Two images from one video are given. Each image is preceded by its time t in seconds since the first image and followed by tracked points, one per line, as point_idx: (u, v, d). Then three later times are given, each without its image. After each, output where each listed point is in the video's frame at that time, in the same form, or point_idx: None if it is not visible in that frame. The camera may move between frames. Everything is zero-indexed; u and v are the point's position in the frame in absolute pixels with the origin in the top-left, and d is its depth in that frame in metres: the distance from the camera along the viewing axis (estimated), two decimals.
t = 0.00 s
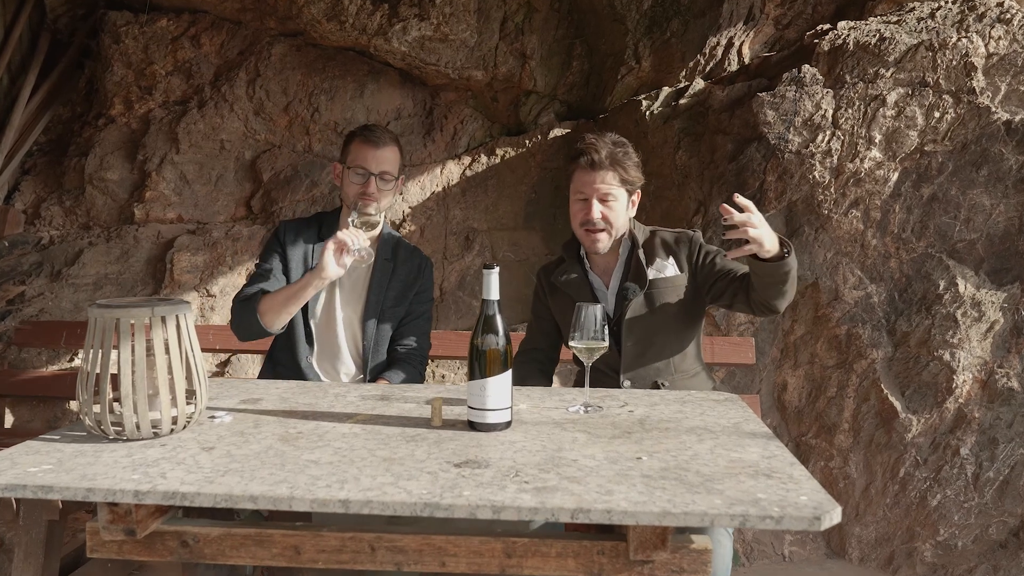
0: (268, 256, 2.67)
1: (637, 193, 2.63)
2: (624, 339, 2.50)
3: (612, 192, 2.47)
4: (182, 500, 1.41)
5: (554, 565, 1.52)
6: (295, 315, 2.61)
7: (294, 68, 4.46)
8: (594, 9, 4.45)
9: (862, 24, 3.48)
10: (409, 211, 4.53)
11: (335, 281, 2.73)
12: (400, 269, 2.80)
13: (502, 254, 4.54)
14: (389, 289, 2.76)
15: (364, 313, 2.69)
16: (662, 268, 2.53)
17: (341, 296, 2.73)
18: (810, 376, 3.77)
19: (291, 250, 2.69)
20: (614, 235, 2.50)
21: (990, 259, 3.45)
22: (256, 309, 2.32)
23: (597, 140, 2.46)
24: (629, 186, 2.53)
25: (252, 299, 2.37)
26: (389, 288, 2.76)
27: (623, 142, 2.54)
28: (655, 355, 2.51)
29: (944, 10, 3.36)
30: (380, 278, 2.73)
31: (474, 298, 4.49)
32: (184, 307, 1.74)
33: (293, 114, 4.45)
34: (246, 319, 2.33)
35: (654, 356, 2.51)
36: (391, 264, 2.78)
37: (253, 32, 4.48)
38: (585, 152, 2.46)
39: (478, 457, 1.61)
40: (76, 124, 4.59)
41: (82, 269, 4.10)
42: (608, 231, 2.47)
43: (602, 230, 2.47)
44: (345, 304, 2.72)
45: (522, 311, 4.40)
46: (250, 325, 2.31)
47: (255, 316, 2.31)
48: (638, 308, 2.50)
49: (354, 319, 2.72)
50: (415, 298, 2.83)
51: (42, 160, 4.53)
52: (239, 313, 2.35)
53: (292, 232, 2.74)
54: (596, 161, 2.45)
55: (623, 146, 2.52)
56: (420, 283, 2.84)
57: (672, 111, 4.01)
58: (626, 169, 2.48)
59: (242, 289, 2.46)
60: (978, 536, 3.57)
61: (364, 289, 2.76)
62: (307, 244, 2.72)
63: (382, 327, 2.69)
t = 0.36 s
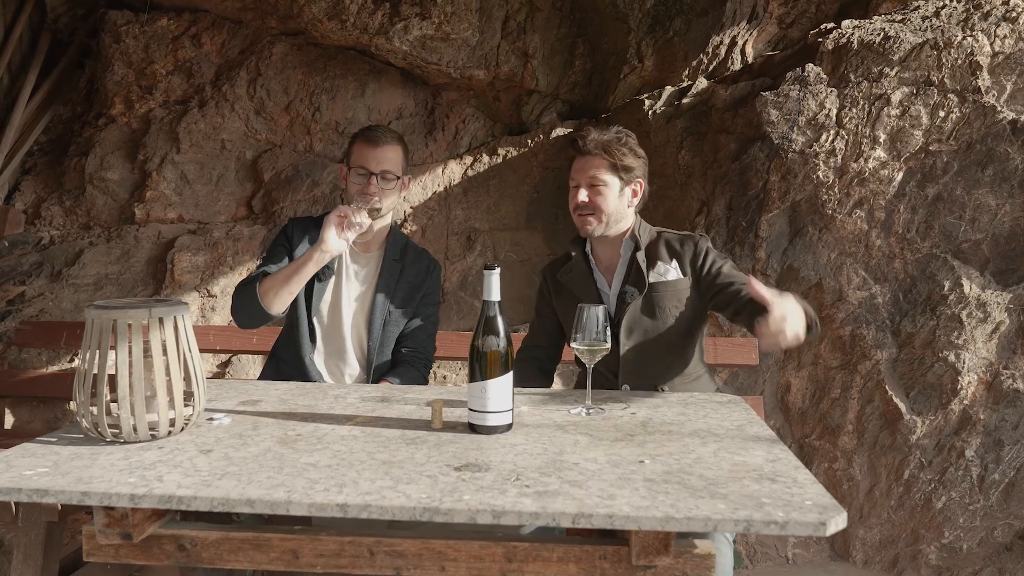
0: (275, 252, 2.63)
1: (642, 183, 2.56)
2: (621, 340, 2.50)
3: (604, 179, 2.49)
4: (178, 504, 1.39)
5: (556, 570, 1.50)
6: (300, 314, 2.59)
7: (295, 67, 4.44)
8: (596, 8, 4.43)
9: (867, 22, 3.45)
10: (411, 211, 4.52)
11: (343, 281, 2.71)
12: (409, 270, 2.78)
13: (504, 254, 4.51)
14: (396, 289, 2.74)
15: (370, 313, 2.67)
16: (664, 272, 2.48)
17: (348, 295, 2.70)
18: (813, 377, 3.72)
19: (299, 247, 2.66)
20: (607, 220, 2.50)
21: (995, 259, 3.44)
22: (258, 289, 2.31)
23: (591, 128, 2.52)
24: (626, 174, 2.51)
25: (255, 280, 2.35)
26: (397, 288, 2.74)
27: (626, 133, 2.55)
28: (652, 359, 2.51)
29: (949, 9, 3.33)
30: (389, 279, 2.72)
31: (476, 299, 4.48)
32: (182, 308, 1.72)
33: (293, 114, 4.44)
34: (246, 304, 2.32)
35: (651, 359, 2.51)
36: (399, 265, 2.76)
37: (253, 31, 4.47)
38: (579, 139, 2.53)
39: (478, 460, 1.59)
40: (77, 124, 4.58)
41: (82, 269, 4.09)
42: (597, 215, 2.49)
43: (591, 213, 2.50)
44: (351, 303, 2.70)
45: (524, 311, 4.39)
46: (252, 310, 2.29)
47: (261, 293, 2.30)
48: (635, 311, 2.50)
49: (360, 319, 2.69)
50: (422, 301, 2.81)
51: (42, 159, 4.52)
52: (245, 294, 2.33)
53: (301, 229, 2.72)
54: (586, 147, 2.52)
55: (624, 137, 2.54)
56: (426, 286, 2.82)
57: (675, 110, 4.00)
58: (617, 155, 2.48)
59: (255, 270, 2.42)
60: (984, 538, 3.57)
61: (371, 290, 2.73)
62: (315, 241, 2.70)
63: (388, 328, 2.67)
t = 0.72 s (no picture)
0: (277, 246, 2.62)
1: (658, 179, 2.61)
2: (633, 340, 2.47)
3: (618, 170, 2.55)
4: (177, 503, 1.38)
5: (558, 570, 1.48)
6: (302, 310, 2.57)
7: (296, 65, 4.43)
8: (599, 6, 4.42)
9: (871, 20, 3.43)
10: (413, 209, 4.49)
11: (346, 278, 2.70)
12: (413, 269, 2.75)
13: (506, 253, 4.51)
14: (400, 288, 2.72)
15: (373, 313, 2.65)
16: (683, 273, 2.50)
17: (351, 292, 2.69)
18: (817, 377, 3.70)
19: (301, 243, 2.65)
20: (618, 210, 2.54)
21: (1001, 258, 3.44)
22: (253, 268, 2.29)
23: (608, 124, 2.63)
24: (640, 166, 2.57)
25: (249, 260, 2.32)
26: (401, 287, 2.71)
27: (643, 130, 2.61)
28: (662, 361, 2.47)
29: (955, 6, 3.30)
30: (392, 278, 2.69)
31: (478, 298, 4.46)
32: (182, 305, 1.71)
33: (295, 112, 4.43)
34: (239, 283, 2.29)
35: (661, 361, 2.48)
36: (403, 263, 2.73)
37: (256, 29, 4.46)
38: (597, 136, 2.64)
39: (480, 459, 1.57)
40: (78, 122, 4.57)
41: (83, 267, 4.09)
42: (608, 205, 2.54)
43: (602, 204, 2.55)
44: (354, 301, 2.68)
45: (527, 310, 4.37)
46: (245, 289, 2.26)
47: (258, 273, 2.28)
48: (650, 311, 2.48)
49: (363, 318, 2.68)
50: (426, 300, 2.78)
51: (44, 158, 4.51)
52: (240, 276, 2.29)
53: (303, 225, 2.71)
54: (602, 141, 2.62)
55: (641, 134, 2.60)
56: (431, 285, 2.79)
57: (678, 108, 3.98)
58: (631, 146, 2.56)
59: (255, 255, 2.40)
60: (988, 538, 3.54)
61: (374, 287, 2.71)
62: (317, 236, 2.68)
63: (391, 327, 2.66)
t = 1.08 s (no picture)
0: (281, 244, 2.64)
1: (656, 179, 2.62)
2: (636, 341, 2.48)
3: (614, 172, 2.56)
4: (184, 500, 1.39)
5: (562, 567, 1.49)
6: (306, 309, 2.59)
7: (300, 65, 4.43)
8: (602, 5, 4.42)
9: (875, 19, 3.43)
10: (417, 209, 4.50)
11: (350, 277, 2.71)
12: (417, 268, 2.77)
13: (509, 252, 4.51)
14: (405, 287, 2.73)
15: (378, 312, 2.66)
16: (686, 274, 2.49)
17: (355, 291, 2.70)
18: (820, 376, 3.71)
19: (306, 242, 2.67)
20: (617, 212, 2.55)
21: (1005, 257, 3.41)
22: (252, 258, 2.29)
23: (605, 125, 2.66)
24: (638, 168, 2.58)
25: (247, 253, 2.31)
26: (405, 286, 2.73)
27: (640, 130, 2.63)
28: (664, 362, 2.48)
29: (957, 5, 3.30)
30: (397, 277, 2.70)
31: (481, 297, 4.46)
32: (187, 304, 1.72)
33: (299, 112, 4.43)
34: (239, 275, 2.29)
35: (663, 362, 2.48)
36: (407, 263, 2.74)
37: (259, 29, 4.47)
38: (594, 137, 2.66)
39: (484, 457, 1.58)
40: (83, 122, 4.59)
41: (88, 267, 4.11)
42: (606, 207, 2.55)
43: (600, 206, 2.57)
44: (359, 300, 2.69)
45: (530, 309, 4.38)
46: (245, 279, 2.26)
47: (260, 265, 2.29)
48: (654, 313, 2.48)
49: (368, 316, 2.69)
50: (430, 299, 2.79)
51: (49, 157, 4.53)
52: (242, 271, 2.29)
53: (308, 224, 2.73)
54: (599, 142, 2.64)
55: (638, 134, 2.61)
56: (435, 285, 2.80)
57: (681, 108, 3.99)
58: (629, 148, 2.58)
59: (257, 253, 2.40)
60: (992, 538, 3.51)
61: (379, 286, 2.73)
62: (322, 235, 2.70)
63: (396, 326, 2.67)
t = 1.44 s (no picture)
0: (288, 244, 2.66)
1: (638, 196, 2.56)
2: (637, 348, 2.49)
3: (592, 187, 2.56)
4: (196, 496, 1.41)
5: (570, 563, 1.50)
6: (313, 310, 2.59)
7: (305, 66, 4.44)
8: (607, 6, 4.44)
9: (879, 19, 3.44)
10: (421, 208, 4.52)
11: (356, 277, 2.73)
12: (424, 267, 2.77)
13: (514, 252, 4.52)
14: (412, 287, 2.73)
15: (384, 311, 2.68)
16: (683, 277, 2.50)
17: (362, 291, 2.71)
18: (824, 375, 3.72)
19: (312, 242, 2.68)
20: (592, 229, 2.57)
21: (1008, 257, 3.42)
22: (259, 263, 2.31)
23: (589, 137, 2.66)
24: (617, 185, 2.55)
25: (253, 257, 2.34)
26: (412, 286, 2.73)
27: (626, 137, 2.61)
28: (666, 364, 2.50)
29: (961, 5, 3.31)
30: (403, 277, 2.70)
31: (485, 297, 4.47)
32: (197, 302, 1.74)
33: (304, 112, 4.45)
34: (245, 279, 2.32)
35: (665, 364, 2.50)
36: (413, 263, 2.74)
37: (265, 29, 4.48)
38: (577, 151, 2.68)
39: (492, 454, 1.60)
40: (90, 122, 4.61)
41: (95, 267, 4.12)
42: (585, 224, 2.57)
43: (577, 222, 2.60)
44: (366, 300, 2.72)
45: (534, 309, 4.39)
46: (250, 284, 2.29)
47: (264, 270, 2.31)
48: (654, 320, 2.49)
49: (374, 316, 2.70)
50: (436, 299, 2.80)
51: (56, 157, 4.55)
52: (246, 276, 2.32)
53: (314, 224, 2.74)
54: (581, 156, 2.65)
55: (620, 143, 2.60)
56: (441, 283, 2.80)
57: (685, 108, 4.00)
58: (606, 165, 2.57)
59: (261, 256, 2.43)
60: (995, 536, 3.53)
61: (386, 286, 2.73)
62: (329, 235, 2.71)
63: (401, 326, 2.69)
